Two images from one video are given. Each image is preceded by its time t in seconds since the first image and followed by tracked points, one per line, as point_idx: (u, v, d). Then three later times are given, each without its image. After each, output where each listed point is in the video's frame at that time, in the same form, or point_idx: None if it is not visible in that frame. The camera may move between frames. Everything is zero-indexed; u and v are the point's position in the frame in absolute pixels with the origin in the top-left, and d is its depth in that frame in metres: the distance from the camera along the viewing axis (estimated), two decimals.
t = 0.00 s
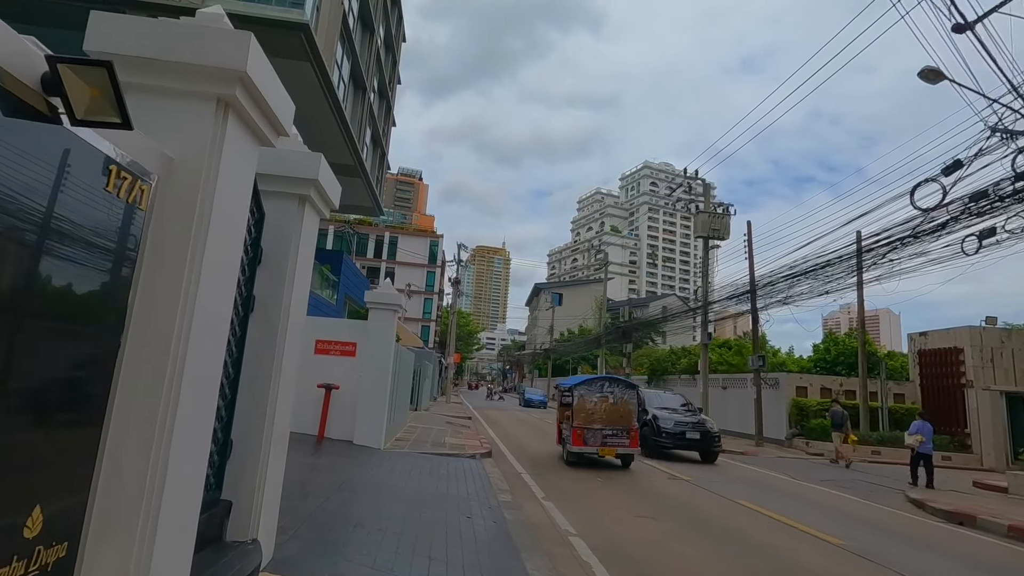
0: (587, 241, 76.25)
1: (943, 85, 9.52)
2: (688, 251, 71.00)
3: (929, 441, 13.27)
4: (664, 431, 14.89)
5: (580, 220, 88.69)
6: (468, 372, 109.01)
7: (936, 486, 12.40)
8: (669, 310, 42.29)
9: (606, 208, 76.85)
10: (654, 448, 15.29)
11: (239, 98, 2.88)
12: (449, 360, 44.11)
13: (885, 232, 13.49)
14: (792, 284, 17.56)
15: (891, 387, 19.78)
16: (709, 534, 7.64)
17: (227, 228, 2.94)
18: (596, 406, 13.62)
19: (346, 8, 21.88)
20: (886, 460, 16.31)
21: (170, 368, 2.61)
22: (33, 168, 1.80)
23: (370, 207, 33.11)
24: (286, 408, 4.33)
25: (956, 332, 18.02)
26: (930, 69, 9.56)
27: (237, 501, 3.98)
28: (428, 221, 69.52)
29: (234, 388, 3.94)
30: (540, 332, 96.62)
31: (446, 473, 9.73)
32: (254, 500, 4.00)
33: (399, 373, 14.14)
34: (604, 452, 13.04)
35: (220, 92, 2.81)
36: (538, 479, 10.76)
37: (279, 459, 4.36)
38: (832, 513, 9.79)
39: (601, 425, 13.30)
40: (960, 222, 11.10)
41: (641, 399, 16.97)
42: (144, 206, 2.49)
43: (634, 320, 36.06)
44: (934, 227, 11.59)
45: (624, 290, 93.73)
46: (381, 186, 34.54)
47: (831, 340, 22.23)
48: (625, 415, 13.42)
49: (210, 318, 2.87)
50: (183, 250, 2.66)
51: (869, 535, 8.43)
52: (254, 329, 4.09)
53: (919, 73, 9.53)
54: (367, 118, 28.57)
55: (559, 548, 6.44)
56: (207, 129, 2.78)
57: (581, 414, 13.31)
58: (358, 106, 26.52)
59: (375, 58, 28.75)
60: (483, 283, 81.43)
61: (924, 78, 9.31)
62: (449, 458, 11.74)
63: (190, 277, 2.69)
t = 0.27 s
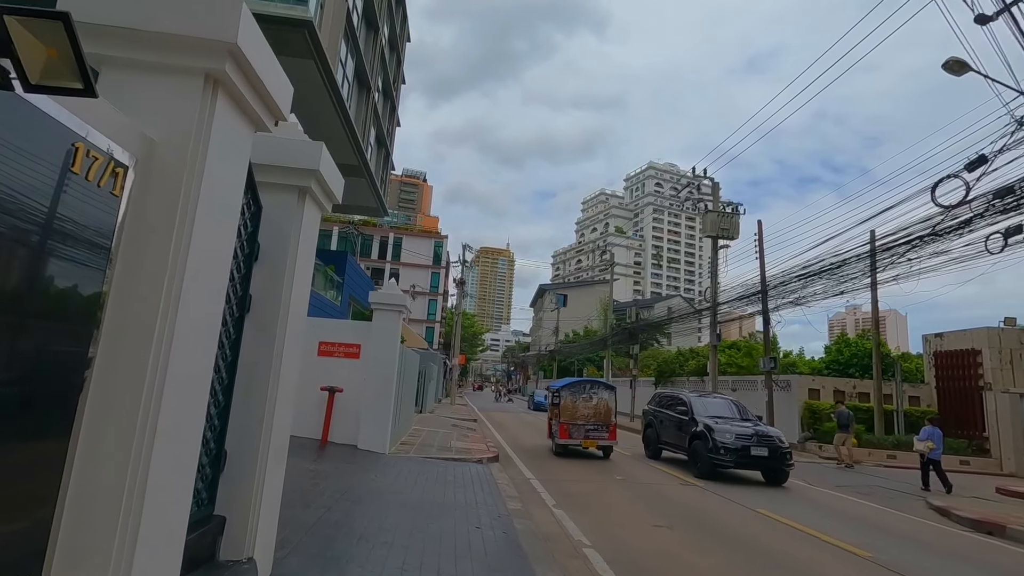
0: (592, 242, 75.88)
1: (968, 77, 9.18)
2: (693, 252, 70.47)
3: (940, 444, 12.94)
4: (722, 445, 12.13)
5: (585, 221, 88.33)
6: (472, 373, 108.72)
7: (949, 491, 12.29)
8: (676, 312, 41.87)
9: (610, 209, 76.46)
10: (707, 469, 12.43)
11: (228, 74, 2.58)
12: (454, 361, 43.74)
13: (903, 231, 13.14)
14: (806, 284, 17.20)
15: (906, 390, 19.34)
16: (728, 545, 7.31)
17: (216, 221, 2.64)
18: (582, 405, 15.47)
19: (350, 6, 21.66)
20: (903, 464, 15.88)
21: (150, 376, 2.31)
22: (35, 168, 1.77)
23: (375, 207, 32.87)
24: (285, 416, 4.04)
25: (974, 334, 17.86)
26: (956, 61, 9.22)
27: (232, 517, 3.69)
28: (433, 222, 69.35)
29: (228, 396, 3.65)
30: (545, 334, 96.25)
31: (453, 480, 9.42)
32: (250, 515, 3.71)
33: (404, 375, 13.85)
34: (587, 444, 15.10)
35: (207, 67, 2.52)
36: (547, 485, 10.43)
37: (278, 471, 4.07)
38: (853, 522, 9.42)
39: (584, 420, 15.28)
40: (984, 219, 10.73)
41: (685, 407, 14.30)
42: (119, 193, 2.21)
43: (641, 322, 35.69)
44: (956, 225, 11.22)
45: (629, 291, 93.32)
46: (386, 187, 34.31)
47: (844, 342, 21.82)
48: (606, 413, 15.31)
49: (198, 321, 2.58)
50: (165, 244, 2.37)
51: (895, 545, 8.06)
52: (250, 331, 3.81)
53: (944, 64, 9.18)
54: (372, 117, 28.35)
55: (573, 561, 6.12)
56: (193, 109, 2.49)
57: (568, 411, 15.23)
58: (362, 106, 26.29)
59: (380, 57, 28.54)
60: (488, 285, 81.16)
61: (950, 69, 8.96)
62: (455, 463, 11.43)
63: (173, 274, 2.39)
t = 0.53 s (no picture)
0: (596, 241, 75.55)
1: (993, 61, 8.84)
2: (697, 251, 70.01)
3: (952, 442, 12.72)
4: (811, 464, 9.49)
5: (589, 220, 88.02)
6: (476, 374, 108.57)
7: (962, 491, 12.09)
8: (681, 311, 41.56)
9: (614, 208, 76.09)
10: (791, 494, 9.75)
11: (211, 23, 2.26)
12: (458, 361, 43.39)
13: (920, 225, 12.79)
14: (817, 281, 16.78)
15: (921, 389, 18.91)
16: (748, 551, 6.98)
17: (198, 191, 2.34)
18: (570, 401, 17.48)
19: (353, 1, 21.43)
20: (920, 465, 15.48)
21: (118, 364, 2.01)
22: (38, 166, 1.74)
23: (378, 206, 32.65)
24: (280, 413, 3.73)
25: (991, 332, 17.34)
26: (980, 45, 8.88)
27: (220, 523, 3.38)
28: (436, 221, 69.11)
29: (217, 390, 3.35)
30: (549, 334, 96.01)
31: (458, 481, 9.11)
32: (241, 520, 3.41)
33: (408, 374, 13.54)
34: (576, 436, 17.03)
35: (186, 16, 2.20)
36: (556, 486, 10.09)
37: (272, 472, 3.76)
38: (875, 525, 9.07)
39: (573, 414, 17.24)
40: (1008, 210, 10.34)
41: (740, 414, 11.66)
42: (82, 155, 1.91)
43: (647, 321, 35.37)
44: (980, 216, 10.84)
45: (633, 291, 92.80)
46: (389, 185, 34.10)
47: (855, 340, 21.41)
48: (592, 407, 17.29)
49: (177, 302, 2.26)
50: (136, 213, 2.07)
51: (923, 550, 7.73)
52: (241, 321, 3.52)
53: (969, 48, 8.85)
54: (375, 115, 28.14)
55: (587, 567, 5.79)
56: (169, 61, 2.19)
57: (557, 407, 17.32)
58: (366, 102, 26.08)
59: (383, 53, 28.29)
60: (492, 285, 80.92)
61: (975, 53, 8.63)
62: (460, 463, 11.10)
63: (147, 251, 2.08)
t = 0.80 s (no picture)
0: (599, 240, 75.13)
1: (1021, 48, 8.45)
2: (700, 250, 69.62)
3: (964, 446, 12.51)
4: (984, 508, 6.45)
5: (591, 219, 87.62)
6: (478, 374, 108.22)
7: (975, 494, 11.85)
8: (685, 311, 41.11)
9: (616, 207, 75.73)
10: (952, 552, 6.68)
11: None
12: (460, 361, 43.02)
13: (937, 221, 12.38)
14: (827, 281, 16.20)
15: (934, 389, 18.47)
16: (767, 563, 6.61)
17: (160, 168, 1.98)
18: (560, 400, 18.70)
19: None
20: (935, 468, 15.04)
21: (54, 374, 1.66)
22: None
23: (380, 205, 32.31)
24: (268, 423, 3.37)
25: (1006, 331, 16.88)
26: (1007, 32, 8.49)
27: (198, 547, 3.01)
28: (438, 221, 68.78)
29: (195, 399, 2.99)
30: (552, 333, 95.62)
31: (462, 487, 8.72)
32: (222, 544, 3.04)
33: (410, 374, 13.16)
34: (565, 432, 18.29)
35: None
36: (563, 492, 9.71)
37: (259, 489, 3.40)
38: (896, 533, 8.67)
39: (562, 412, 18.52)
40: None
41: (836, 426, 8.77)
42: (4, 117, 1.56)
43: (651, 321, 34.96)
44: (1003, 212, 10.43)
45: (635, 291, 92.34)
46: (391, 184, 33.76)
47: (866, 340, 20.99)
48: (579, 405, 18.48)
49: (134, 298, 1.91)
50: (79, 190, 1.71)
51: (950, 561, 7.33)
52: (223, 320, 3.16)
53: (995, 35, 8.47)
54: (376, 112, 27.78)
55: None
56: (119, 7, 1.81)
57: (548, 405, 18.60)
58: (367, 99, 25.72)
59: (384, 50, 27.94)
60: (493, 284, 80.56)
61: (1001, 40, 8.25)
62: (463, 468, 10.72)
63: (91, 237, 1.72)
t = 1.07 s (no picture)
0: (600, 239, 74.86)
1: None
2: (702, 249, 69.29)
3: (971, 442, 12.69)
4: None
5: (592, 219, 87.35)
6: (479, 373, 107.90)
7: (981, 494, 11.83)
8: (688, 310, 40.82)
9: (617, 206, 75.46)
10: None
11: None
12: (461, 361, 42.68)
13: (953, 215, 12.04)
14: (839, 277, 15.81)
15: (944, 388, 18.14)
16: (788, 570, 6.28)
17: (121, 114, 1.66)
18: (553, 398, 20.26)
19: None
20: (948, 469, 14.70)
21: None
22: None
23: (380, 202, 32.00)
24: (256, 423, 3.04)
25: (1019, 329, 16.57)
26: None
27: (175, 563, 2.67)
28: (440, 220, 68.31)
29: (171, 395, 2.66)
30: (553, 333, 95.33)
31: (465, 490, 8.40)
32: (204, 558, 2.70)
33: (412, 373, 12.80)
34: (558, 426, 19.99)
35: None
36: (571, 494, 9.35)
37: (245, 496, 3.05)
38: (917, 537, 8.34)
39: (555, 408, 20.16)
40: None
41: (990, 433, 6.47)
42: None
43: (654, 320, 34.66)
44: None
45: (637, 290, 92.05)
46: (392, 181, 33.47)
47: (875, 339, 20.62)
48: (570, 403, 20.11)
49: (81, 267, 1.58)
50: (7, 127, 1.38)
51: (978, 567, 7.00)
52: (204, 306, 2.82)
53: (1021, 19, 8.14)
54: (377, 108, 27.47)
55: None
56: None
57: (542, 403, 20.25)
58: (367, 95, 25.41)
59: (385, 45, 27.63)
60: (495, 284, 80.27)
61: None
62: (466, 469, 10.36)
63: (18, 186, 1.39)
